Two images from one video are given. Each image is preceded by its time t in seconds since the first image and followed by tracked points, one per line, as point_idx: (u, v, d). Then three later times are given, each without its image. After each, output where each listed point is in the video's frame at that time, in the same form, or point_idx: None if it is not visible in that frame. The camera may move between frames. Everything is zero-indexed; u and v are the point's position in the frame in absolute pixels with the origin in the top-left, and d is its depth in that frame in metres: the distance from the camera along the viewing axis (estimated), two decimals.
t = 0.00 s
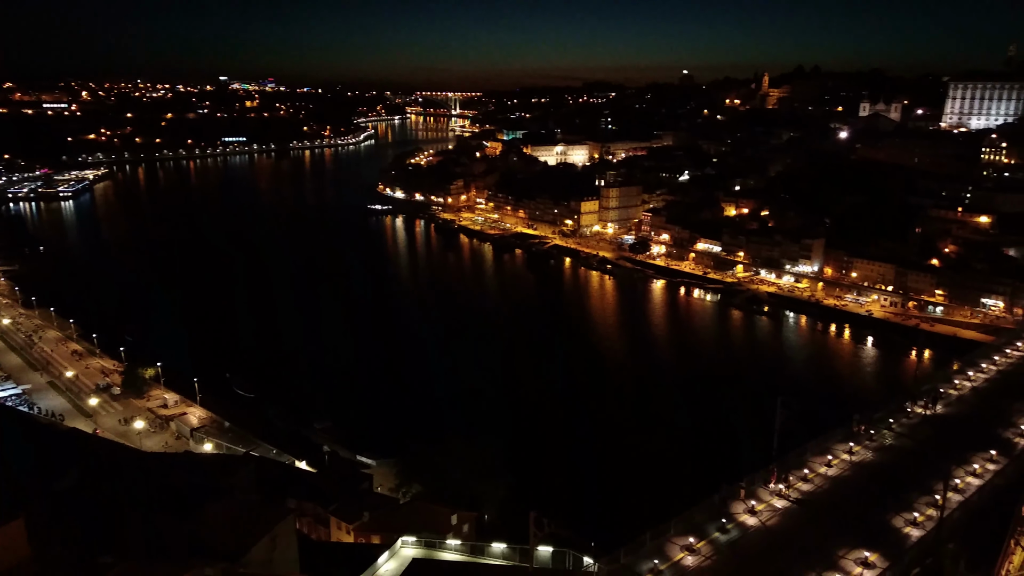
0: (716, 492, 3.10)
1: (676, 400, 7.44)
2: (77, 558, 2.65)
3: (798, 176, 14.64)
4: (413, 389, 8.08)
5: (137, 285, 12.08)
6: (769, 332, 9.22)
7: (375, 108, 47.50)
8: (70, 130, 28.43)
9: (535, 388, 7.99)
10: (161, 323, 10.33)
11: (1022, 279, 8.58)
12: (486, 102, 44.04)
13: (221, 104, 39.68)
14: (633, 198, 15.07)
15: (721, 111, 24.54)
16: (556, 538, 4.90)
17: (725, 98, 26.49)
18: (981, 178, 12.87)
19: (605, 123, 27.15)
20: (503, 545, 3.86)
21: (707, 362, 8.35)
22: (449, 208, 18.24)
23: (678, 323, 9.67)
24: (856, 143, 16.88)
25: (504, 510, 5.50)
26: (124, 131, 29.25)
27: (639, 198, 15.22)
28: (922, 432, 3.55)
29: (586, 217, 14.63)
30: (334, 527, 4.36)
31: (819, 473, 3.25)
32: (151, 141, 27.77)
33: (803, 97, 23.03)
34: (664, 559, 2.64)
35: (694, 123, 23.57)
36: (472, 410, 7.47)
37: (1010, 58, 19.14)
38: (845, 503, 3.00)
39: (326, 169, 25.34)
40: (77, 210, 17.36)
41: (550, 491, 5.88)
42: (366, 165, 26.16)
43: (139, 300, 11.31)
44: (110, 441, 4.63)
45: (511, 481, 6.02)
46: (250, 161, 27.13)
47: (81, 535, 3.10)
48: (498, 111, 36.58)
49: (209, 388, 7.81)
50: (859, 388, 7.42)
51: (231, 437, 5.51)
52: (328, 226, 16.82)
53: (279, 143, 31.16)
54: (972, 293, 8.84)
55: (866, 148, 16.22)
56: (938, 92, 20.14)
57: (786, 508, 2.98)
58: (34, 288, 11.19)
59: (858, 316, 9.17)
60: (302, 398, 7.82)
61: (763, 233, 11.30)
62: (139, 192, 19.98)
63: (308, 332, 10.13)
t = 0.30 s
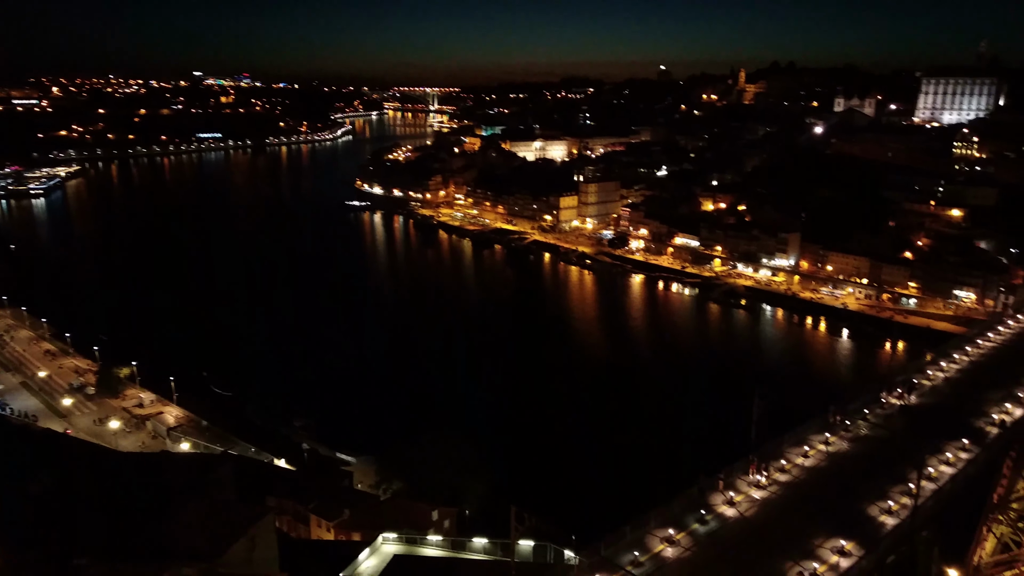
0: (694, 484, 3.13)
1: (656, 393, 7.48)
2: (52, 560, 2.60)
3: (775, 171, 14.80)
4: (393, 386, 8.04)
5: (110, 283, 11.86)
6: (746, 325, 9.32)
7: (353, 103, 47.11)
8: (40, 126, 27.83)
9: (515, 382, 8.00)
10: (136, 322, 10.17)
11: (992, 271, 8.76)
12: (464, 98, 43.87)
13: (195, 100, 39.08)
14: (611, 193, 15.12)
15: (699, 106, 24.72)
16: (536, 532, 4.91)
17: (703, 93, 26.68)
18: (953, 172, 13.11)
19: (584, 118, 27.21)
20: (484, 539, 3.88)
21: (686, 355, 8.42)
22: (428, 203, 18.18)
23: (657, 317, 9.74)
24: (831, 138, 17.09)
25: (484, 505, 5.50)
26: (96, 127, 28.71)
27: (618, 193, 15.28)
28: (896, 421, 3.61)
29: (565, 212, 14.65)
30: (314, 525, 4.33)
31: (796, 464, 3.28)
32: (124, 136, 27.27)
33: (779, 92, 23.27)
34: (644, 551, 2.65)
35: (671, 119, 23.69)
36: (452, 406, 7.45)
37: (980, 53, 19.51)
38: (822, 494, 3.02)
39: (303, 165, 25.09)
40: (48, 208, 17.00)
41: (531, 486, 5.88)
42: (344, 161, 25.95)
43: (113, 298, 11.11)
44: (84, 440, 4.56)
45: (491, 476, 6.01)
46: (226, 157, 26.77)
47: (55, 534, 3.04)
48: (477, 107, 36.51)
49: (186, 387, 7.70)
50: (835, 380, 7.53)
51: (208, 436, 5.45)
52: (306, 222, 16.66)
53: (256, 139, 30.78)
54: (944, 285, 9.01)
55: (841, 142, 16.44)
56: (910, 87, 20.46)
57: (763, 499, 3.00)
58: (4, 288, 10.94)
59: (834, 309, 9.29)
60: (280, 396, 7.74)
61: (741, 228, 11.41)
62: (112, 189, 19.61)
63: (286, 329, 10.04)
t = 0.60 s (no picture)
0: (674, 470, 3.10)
1: (634, 380, 7.53)
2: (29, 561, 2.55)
3: (748, 157, 14.93)
4: (372, 378, 8.00)
5: (80, 279, 11.60)
6: (722, 311, 9.42)
7: (325, 94, 46.49)
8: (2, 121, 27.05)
9: (494, 373, 7.99)
10: (108, 318, 9.96)
11: (961, 254, 8.94)
12: (437, 87, 43.51)
13: (163, 92, 38.26)
14: (587, 182, 15.13)
15: (672, 94, 24.81)
16: (519, 521, 4.92)
17: (676, 80, 26.78)
18: (922, 157, 13.34)
19: (558, 107, 27.17)
20: (467, 529, 3.91)
21: (663, 342, 8.48)
22: (403, 194, 18.10)
23: (635, 305, 9.79)
24: (803, 124, 17.26)
25: (466, 496, 5.50)
26: (60, 120, 27.97)
27: (593, 181, 15.30)
28: (870, 404, 3.65)
29: (542, 202, 14.65)
30: (295, 520, 4.29)
31: (773, 448, 3.27)
32: (89, 129, 26.62)
33: (751, 79, 23.44)
34: (625, 536, 2.59)
35: (645, 106, 23.74)
36: (432, 398, 7.43)
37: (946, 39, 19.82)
38: (799, 475, 3.00)
39: (276, 157, 24.73)
40: (12, 204, 16.55)
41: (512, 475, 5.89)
42: (317, 153, 25.64)
43: (83, 295, 10.86)
44: (58, 440, 4.46)
45: (472, 467, 6.01)
46: (196, 150, 26.27)
47: (31, 535, 2.98)
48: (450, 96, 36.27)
49: (162, 384, 7.57)
50: (809, 363, 7.65)
51: (186, 432, 5.36)
52: (280, 214, 16.44)
53: (226, 131, 30.25)
54: (914, 268, 9.17)
55: (812, 128, 16.62)
56: (879, 73, 20.74)
57: (742, 482, 2.98)
58: None
59: (808, 293, 9.42)
60: (257, 391, 7.65)
61: (716, 214, 11.51)
62: (79, 183, 19.15)
63: (262, 323, 9.91)
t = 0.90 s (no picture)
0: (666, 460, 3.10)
1: (626, 372, 7.55)
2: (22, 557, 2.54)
3: (739, 148, 14.94)
4: (364, 371, 7.98)
5: (68, 275, 11.49)
6: (713, 302, 9.45)
7: (314, 86, 46.15)
8: None
9: (487, 365, 7.99)
10: (97, 314, 9.88)
11: (950, 243, 9.00)
12: (427, 79, 43.27)
13: (151, 86, 37.86)
14: (578, 174, 15.12)
15: (663, 85, 24.79)
16: (512, 513, 4.93)
17: (666, 72, 26.74)
18: (911, 147, 13.39)
19: (549, 99, 27.10)
20: (460, 521, 3.90)
21: (654, 334, 8.51)
22: (394, 187, 18.00)
23: (626, 297, 9.80)
24: (792, 114, 17.30)
25: (459, 488, 5.51)
26: (46, 115, 27.64)
27: (584, 173, 15.28)
28: (860, 393, 3.67)
29: (532, 194, 14.62)
30: (289, 514, 4.30)
31: (764, 437, 3.28)
32: (76, 123, 26.30)
33: (741, 70, 23.44)
34: (618, 526, 2.59)
35: (636, 98, 23.71)
36: (425, 391, 7.42)
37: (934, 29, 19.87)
38: (790, 465, 3.01)
39: (265, 151, 24.57)
40: None
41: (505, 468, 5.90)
42: (306, 146, 25.47)
43: (72, 290, 10.76)
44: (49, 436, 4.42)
45: (466, 460, 6.02)
46: (184, 144, 26.01)
47: (25, 534, 2.97)
48: (440, 89, 36.09)
49: (152, 379, 7.53)
50: (800, 353, 7.69)
51: (177, 428, 5.34)
52: (270, 208, 16.33)
53: (215, 125, 30.00)
54: (904, 258, 9.22)
55: (802, 119, 16.65)
56: (868, 64, 20.79)
57: (733, 472, 2.98)
58: None
59: (798, 284, 9.46)
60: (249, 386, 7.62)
61: (706, 206, 11.53)
62: (66, 178, 18.93)
63: (253, 318, 9.87)
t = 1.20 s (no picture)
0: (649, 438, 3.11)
1: (611, 350, 7.59)
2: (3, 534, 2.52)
3: (727, 128, 14.92)
4: (350, 349, 7.95)
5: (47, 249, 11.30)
6: (699, 282, 9.49)
7: (299, 60, 45.38)
8: None
9: (472, 344, 7.98)
10: (78, 289, 9.73)
11: (933, 225, 9.07)
12: (414, 54, 42.69)
13: (132, 57, 37.04)
14: (565, 152, 15.04)
15: (651, 63, 24.62)
16: (496, 489, 4.96)
17: (655, 50, 26.57)
18: (897, 128, 13.43)
19: (537, 75, 26.86)
20: (444, 497, 3.90)
21: (639, 313, 8.54)
22: (379, 163, 17.83)
23: (612, 276, 9.81)
24: (780, 94, 17.27)
25: (444, 465, 5.53)
26: (23, 85, 26.97)
27: (572, 151, 15.20)
28: (842, 372, 3.71)
29: (520, 171, 14.54)
30: (273, 490, 4.29)
31: (746, 416, 3.32)
32: (55, 94, 25.71)
33: (730, 49, 23.32)
34: (601, 503, 2.61)
35: (624, 76, 23.56)
36: (410, 368, 7.42)
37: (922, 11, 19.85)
38: (771, 443, 3.04)
39: (250, 125, 24.18)
40: None
41: (491, 445, 5.93)
42: (291, 121, 25.11)
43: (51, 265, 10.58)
44: (29, 412, 4.37)
45: (451, 437, 6.04)
46: (167, 118, 25.54)
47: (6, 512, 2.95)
48: (427, 64, 35.63)
49: (135, 355, 7.45)
50: (783, 333, 7.75)
51: (161, 404, 5.30)
52: (254, 183, 16.12)
53: (198, 98, 29.45)
54: (888, 239, 9.29)
55: (790, 99, 16.63)
56: (856, 44, 20.75)
57: (715, 450, 3.01)
58: None
59: (784, 264, 9.51)
60: (234, 364, 7.58)
61: (693, 185, 11.53)
62: (44, 151, 18.53)
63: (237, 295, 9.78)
